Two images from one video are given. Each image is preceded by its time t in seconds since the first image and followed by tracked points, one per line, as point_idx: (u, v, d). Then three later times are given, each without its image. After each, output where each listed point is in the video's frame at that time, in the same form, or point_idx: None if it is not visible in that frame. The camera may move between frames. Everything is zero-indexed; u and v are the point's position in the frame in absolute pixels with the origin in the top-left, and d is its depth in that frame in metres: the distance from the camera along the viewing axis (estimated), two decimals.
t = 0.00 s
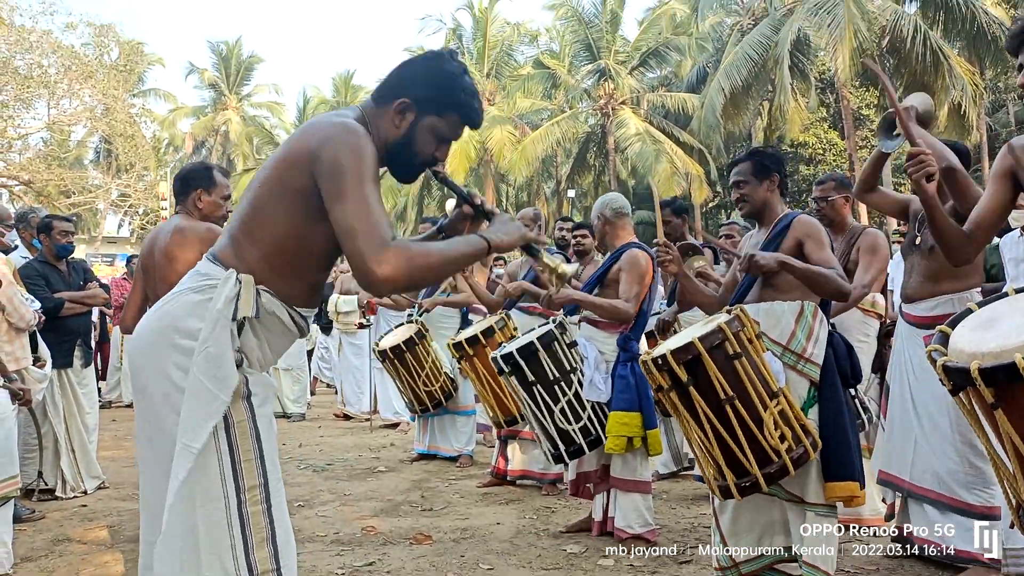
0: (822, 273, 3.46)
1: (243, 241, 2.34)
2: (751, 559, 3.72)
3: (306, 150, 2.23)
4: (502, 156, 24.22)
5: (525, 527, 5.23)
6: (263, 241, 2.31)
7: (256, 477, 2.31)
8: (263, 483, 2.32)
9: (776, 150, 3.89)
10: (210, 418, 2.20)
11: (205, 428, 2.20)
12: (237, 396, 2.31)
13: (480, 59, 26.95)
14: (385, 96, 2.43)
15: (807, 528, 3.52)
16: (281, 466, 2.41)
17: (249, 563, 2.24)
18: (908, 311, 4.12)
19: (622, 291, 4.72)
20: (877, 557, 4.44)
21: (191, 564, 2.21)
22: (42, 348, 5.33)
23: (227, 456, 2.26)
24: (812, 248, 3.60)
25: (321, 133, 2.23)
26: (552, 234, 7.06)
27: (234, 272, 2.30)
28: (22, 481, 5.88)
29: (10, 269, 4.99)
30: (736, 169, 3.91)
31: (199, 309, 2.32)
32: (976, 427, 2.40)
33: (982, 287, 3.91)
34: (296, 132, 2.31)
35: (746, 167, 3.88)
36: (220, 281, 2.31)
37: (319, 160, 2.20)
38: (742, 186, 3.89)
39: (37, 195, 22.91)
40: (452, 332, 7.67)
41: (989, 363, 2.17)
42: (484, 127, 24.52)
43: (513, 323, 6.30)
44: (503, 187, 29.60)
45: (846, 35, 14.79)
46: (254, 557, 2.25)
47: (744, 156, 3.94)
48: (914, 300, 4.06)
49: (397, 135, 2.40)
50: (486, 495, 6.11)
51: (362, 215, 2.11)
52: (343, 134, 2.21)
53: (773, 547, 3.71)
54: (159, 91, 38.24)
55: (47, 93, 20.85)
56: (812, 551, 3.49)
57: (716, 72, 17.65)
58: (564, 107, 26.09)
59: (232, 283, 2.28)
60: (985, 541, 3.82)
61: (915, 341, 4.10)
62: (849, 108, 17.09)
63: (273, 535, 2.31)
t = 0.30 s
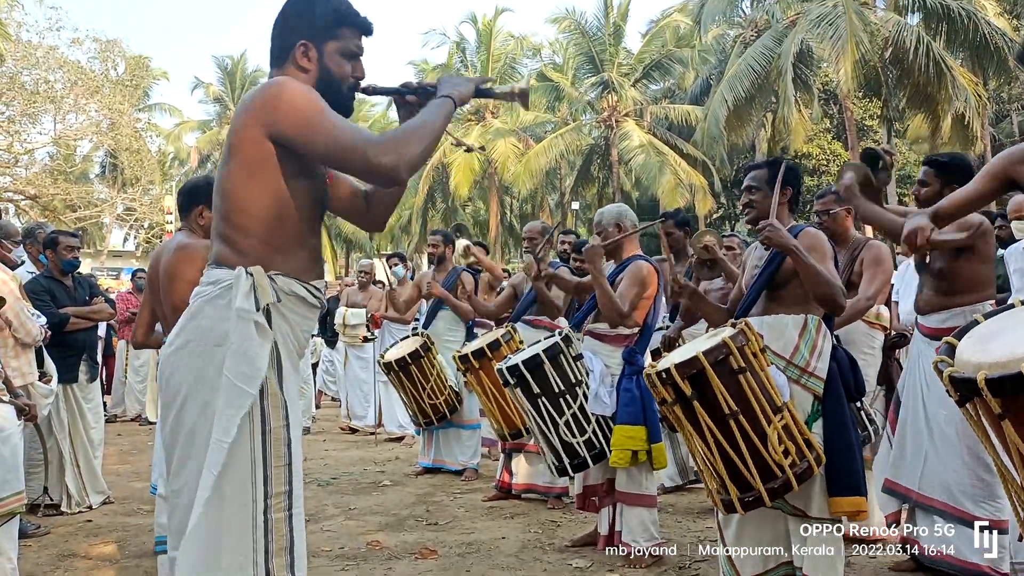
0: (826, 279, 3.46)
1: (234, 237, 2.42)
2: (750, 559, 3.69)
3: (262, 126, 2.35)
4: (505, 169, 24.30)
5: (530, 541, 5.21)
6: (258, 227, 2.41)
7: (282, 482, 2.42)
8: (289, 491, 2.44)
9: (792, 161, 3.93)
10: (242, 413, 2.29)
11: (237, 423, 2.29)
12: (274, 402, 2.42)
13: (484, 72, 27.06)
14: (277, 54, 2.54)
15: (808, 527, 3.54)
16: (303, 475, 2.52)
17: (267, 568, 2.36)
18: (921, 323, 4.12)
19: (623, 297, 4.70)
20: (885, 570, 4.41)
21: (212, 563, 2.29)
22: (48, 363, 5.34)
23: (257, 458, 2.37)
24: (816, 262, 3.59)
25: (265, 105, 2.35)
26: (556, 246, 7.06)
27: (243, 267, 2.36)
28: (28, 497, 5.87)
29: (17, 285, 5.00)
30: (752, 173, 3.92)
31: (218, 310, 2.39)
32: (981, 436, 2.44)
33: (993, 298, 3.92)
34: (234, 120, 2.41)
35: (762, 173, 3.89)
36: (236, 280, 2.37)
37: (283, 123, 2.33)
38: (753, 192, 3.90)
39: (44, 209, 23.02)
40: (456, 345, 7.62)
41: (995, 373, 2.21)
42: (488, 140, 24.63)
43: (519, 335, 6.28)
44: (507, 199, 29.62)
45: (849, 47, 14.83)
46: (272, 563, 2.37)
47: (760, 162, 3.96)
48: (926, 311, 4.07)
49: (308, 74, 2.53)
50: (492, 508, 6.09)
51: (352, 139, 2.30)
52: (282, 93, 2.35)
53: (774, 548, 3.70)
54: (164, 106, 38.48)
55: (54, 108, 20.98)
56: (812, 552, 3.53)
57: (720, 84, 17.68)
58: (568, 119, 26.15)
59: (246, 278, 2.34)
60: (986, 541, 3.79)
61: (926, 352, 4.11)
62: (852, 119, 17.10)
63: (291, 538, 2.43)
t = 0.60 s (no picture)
0: (839, 305, 3.41)
1: (236, 244, 2.48)
2: (758, 560, 3.68)
3: (254, 128, 2.47)
4: (512, 179, 24.36)
5: (538, 553, 5.19)
6: (259, 227, 2.48)
7: (301, 485, 2.50)
8: (308, 492, 2.51)
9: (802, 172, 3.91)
10: (265, 419, 2.38)
11: (262, 429, 2.38)
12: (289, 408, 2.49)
13: (491, 83, 27.14)
14: (229, 65, 2.70)
15: (808, 527, 3.53)
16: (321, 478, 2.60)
17: (296, 567, 2.43)
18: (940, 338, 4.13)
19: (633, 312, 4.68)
20: None
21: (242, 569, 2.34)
22: (57, 375, 5.36)
23: (278, 463, 2.44)
24: (823, 274, 3.59)
25: (255, 107, 2.48)
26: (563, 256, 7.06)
27: (247, 279, 2.43)
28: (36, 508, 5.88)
29: (26, 296, 5.03)
30: (761, 185, 3.93)
31: (226, 321, 2.44)
32: (990, 449, 2.45)
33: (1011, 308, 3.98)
34: (219, 128, 2.49)
35: (771, 184, 3.90)
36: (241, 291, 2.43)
37: (278, 121, 2.47)
38: (761, 203, 3.91)
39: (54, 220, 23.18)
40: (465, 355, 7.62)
41: (1006, 385, 2.20)
42: (495, 150, 24.71)
43: (526, 346, 6.27)
44: (514, 209, 29.63)
45: (855, 56, 14.84)
46: (300, 562, 2.45)
47: (771, 172, 3.96)
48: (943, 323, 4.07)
49: (266, 78, 2.73)
50: (499, 519, 6.07)
51: (350, 124, 2.46)
52: (271, 95, 2.49)
53: (773, 548, 3.68)
54: (173, 117, 38.73)
55: (63, 120, 21.13)
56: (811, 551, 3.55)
57: (726, 94, 17.68)
58: (574, 129, 26.18)
59: (252, 288, 2.42)
60: (985, 539, 3.77)
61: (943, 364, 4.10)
62: (859, 128, 17.08)
63: (312, 538, 2.51)
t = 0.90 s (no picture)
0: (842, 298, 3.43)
1: (236, 249, 2.47)
2: (763, 560, 3.69)
3: (263, 138, 2.49)
4: (516, 180, 24.39)
5: (543, 554, 5.18)
6: (260, 233, 2.49)
7: (305, 484, 2.53)
8: (311, 491, 2.54)
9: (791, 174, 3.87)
10: (263, 420, 2.37)
11: (260, 430, 2.37)
12: (291, 407, 2.51)
13: (494, 85, 27.17)
14: (231, 68, 2.70)
15: (807, 527, 3.53)
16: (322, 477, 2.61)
17: (301, 565, 2.46)
18: (932, 335, 3.98)
19: (638, 313, 4.68)
20: None
21: (248, 566, 2.37)
22: (63, 376, 5.37)
23: (283, 463, 2.46)
24: (827, 273, 3.57)
25: (267, 119, 2.50)
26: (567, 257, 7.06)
27: (252, 284, 2.43)
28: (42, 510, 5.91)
29: (32, 299, 5.04)
30: (751, 192, 3.89)
31: (230, 325, 2.43)
32: (998, 448, 2.48)
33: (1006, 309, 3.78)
34: (228, 131, 2.48)
35: (759, 191, 3.86)
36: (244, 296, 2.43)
37: (286, 138, 2.51)
38: (755, 209, 3.87)
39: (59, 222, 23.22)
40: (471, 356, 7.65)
41: (1014, 384, 2.24)
42: (499, 151, 24.74)
43: (531, 348, 6.26)
44: (518, 211, 29.66)
45: (859, 57, 14.81)
46: (304, 559, 2.47)
47: (758, 179, 3.91)
48: (936, 322, 3.94)
49: (265, 88, 2.76)
50: (504, 521, 6.07)
51: (355, 165, 2.56)
52: (282, 111, 2.53)
53: (772, 547, 3.67)
54: (177, 119, 38.84)
55: (68, 122, 21.16)
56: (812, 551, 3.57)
57: (731, 95, 17.66)
58: (579, 130, 26.15)
59: (258, 293, 2.42)
60: (985, 539, 3.70)
61: (937, 363, 3.99)
62: (864, 129, 17.03)
63: (316, 534, 2.54)
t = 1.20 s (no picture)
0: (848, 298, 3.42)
1: (237, 252, 2.47)
2: (764, 560, 3.67)
3: (265, 143, 2.49)
4: (517, 181, 24.41)
5: (546, 555, 5.18)
6: (261, 235, 2.49)
7: (323, 478, 2.53)
8: (329, 483, 2.55)
9: (802, 173, 3.87)
10: (275, 419, 2.39)
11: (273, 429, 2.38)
12: (301, 404, 2.51)
13: (495, 85, 27.17)
14: (240, 71, 2.71)
15: (807, 527, 3.51)
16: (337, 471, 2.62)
17: (326, 558, 2.47)
18: (929, 336, 3.94)
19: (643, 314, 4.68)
20: None
21: (274, 562, 2.39)
22: (66, 377, 5.38)
23: (298, 460, 2.47)
24: (833, 274, 3.57)
25: (271, 126, 2.50)
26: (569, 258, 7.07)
27: (253, 286, 2.43)
28: (45, 510, 5.92)
29: (35, 299, 5.04)
30: (761, 190, 3.89)
31: (232, 328, 2.43)
32: (1001, 450, 2.48)
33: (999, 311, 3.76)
34: (233, 134, 2.48)
35: (770, 189, 3.86)
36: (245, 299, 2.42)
37: (290, 145, 2.51)
38: (764, 208, 3.88)
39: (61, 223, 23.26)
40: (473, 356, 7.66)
41: (1015, 387, 2.25)
42: (500, 152, 24.76)
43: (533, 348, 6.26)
44: (520, 211, 29.64)
45: (860, 57, 14.79)
46: (328, 552, 2.48)
47: (770, 176, 3.91)
48: (933, 324, 3.90)
49: (270, 98, 2.78)
50: (506, 522, 6.06)
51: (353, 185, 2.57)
52: (287, 118, 2.53)
53: (773, 547, 3.64)
54: (179, 120, 38.92)
55: (71, 123, 21.16)
56: (810, 551, 3.57)
57: (733, 95, 17.65)
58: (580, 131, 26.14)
59: (258, 295, 2.41)
60: (984, 540, 3.66)
61: (935, 366, 3.93)
62: (865, 129, 17.02)
63: (339, 527, 2.55)
